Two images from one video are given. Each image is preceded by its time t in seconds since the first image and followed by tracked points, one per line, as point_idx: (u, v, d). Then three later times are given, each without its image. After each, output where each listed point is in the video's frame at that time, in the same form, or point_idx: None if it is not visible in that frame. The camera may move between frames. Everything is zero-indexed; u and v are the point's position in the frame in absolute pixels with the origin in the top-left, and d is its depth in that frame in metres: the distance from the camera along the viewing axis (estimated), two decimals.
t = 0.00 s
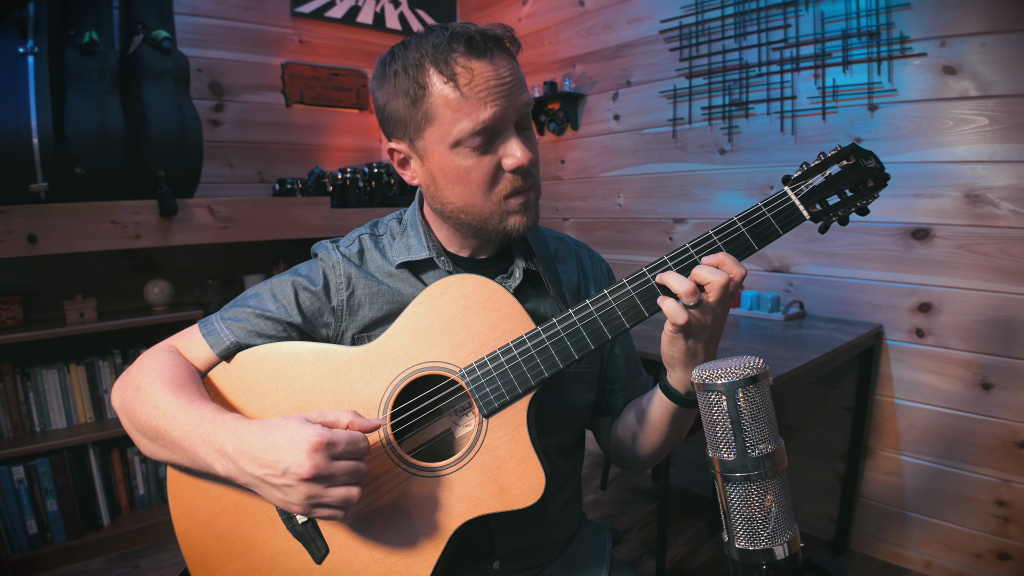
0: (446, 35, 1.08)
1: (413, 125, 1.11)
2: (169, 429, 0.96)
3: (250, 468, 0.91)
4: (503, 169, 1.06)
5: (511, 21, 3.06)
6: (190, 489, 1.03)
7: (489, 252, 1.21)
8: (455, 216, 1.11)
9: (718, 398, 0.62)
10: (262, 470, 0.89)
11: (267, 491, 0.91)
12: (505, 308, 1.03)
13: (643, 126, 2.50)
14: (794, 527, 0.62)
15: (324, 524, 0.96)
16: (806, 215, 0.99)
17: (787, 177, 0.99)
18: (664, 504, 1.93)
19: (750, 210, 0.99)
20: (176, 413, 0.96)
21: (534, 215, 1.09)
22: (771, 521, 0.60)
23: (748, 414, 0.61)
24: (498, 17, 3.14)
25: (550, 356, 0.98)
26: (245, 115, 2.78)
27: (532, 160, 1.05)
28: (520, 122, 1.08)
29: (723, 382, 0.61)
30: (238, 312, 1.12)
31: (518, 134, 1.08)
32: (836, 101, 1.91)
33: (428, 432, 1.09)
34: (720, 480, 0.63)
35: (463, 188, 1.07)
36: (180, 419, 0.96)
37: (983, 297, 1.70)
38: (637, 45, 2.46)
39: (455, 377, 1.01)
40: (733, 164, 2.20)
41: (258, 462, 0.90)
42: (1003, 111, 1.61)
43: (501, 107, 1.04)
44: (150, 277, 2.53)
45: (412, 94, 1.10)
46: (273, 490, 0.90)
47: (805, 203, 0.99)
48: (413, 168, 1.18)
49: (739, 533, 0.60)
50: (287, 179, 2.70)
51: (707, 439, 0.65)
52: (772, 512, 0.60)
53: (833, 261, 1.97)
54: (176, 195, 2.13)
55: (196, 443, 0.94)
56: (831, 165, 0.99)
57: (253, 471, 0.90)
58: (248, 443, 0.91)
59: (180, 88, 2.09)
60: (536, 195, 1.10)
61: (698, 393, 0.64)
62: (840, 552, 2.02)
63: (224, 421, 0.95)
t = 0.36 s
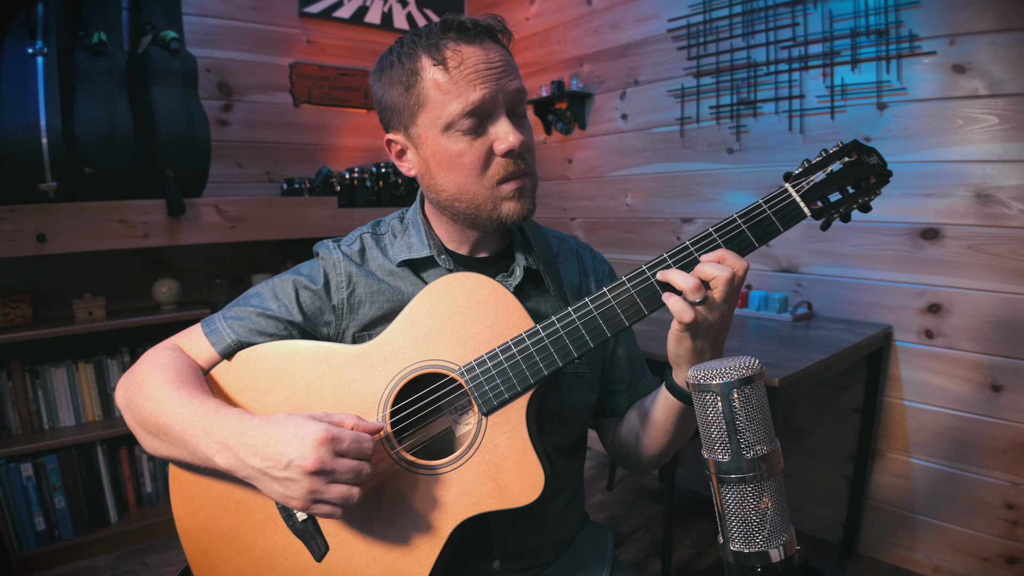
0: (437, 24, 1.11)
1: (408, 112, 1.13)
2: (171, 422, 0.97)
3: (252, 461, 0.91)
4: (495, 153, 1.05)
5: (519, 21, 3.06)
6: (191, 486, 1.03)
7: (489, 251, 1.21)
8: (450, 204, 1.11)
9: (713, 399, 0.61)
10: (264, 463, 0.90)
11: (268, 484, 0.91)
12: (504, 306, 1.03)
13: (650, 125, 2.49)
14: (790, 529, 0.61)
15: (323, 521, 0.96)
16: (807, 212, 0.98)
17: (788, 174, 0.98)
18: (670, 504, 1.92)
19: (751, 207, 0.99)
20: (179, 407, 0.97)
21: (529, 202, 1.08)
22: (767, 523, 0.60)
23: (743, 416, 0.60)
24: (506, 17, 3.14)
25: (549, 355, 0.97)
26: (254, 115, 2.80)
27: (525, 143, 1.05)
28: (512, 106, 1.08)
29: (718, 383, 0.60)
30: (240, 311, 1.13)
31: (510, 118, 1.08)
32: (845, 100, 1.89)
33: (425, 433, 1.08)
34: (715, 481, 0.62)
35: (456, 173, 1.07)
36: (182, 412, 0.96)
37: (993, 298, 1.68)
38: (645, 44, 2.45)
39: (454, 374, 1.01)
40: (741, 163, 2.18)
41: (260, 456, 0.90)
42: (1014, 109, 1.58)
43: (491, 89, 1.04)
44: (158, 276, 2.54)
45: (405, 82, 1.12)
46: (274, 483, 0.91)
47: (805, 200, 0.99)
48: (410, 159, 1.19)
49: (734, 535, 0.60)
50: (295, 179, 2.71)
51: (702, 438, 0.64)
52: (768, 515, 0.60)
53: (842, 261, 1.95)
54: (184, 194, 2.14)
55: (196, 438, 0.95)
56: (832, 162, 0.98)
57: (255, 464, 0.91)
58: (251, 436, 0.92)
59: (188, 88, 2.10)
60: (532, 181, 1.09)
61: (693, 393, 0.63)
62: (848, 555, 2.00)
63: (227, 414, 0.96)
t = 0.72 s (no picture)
0: (447, 33, 1.09)
1: (413, 120, 1.13)
2: (175, 420, 0.98)
3: (255, 460, 0.92)
4: (499, 168, 1.06)
5: (526, 21, 3.06)
6: (195, 483, 1.04)
7: (492, 252, 1.21)
8: (452, 212, 1.12)
9: (708, 399, 0.61)
10: (267, 463, 0.91)
11: (270, 483, 0.92)
12: (506, 307, 1.03)
13: (658, 125, 2.48)
14: (785, 532, 0.61)
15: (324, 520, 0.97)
16: (811, 214, 0.97)
17: (793, 175, 0.98)
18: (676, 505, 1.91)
19: (754, 208, 0.98)
20: (182, 405, 0.98)
21: (530, 215, 1.09)
22: (762, 525, 0.59)
23: (737, 417, 0.60)
24: (514, 17, 3.14)
25: (550, 356, 0.97)
26: (262, 115, 2.81)
27: (529, 160, 1.05)
28: (518, 120, 1.08)
29: (712, 383, 0.60)
30: (243, 309, 1.14)
31: (516, 134, 1.08)
32: (853, 99, 1.88)
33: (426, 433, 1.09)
34: (710, 482, 0.62)
35: (459, 185, 1.08)
36: (186, 411, 0.97)
37: (1002, 299, 1.66)
38: (652, 43, 2.44)
39: (454, 375, 1.01)
40: (749, 163, 2.17)
41: (264, 455, 0.91)
42: None
43: (499, 106, 1.04)
44: (167, 275, 2.56)
45: (412, 90, 1.11)
46: (277, 482, 0.91)
47: (810, 203, 0.98)
48: (413, 163, 1.19)
49: (728, 536, 0.60)
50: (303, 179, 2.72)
51: (697, 439, 0.64)
52: (763, 518, 0.59)
53: (850, 261, 1.94)
54: (193, 194, 2.15)
55: (199, 436, 0.96)
56: (839, 163, 0.98)
57: (258, 463, 0.92)
58: (255, 435, 0.93)
59: (197, 89, 2.12)
60: (533, 194, 1.10)
61: (688, 393, 0.64)
62: (855, 557, 1.99)
63: (230, 413, 0.97)
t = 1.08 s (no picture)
0: (462, 22, 1.10)
1: (421, 106, 1.13)
2: (171, 423, 0.98)
3: (243, 466, 0.92)
4: (504, 157, 1.06)
5: (533, 20, 3.06)
6: (196, 481, 1.05)
7: (492, 251, 1.21)
8: (453, 201, 1.11)
9: (701, 399, 0.61)
10: (254, 469, 0.91)
11: (257, 490, 0.92)
12: (504, 306, 1.03)
13: (665, 124, 2.47)
14: (779, 533, 0.60)
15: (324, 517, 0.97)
16: (813, 213, 0.97)
17: (795, 173, 0.98)
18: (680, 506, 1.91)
19: (756, 207, 0.98)
20: (178, 408, 0.98)
21: (532, 207, 1.09)
22: (755, 527, 0.59)
23: (729, 417, 0.60)
24: (521, 17, 3.14)
25: (549, 355, 0.97)
26: (270, 115, 2.83)
27: (534, 152, 1.06)
28: (526, 115, 1.08)
29: (706, 383, 0.60)
30: (245, 308, 1.16)
31: (523, 126, 1.08)
32: (860, 98, 1.86)
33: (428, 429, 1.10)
34: (704, 483, 0.62)
35: (463, 172, 1.08)
36: (182, 413, 0.98)
37: (1011, 300, 1.64)
38: (659, 42, 2.44)
39: (453, 373, 1.01)
40: (755, 162, 2.16)
41: (251, 462, 0.91)
42: None
43: (508, 97, 1.05)
44: (176, 275, 2.58)
45: (422, 76, 1.12)
46: (264, 489, 0.91)
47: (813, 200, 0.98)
48: (418, 151, 1.20)
49: (722, 536, 0.59)
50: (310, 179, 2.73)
51: (691, 440, 0.64)
52: (757, 519, 0.59)
53: (857, 261, 1.93)
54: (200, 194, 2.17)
55: (192, 439, 0.96)
56: (842, 161, 0.98)
57: (246, 469, 0.92)
58: (245, 441, 0.93)
59: (204, 89, 2.13)
60: (536, 188, 1.10)
61: (682, 394, 0.63)
62: (861, 559, 1.97)
63: (223, 418, 0.97)
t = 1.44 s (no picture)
0: (472, 19, 1.11)
1: (429, 100, 1.13)
2: (181, 413, 0.99)
3: (258, 447, 0.93)
4: (510, 153, 1.07)
5: (540, 20, 3.06)
6: (198, 477, 1.06)
7: (494, 249, 1.21)
8: (457, 195, 1.12)
9: (694, 399, 0.61)
10: (271, 450, 0.92)
11: (273, 471, 0.93)
12: (504, 304, 1.03)
13: (672, 123, 2.46)
14: (774, 535, 0.60)
15: (324, 515, 0.98)
16: (815, 212, 0.97)
17: (797, 171, 0.97)
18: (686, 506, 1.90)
19: (758, 206, 0.97)
20: (188, 398, 1.00)
21: (535, 205, 1.09)
22: (749, 528, 0.59)
23: (723, 417, 0.60)
24: (528, 17, 3.14)
25: (548, 353, 0.97)
26: (278, 115, 2.84)
27: (539, 148, 1.06)
28: (532, 113, 1.09)
29: (699, 383, 0.60)
30: (248, 305, 1.17)
31: (530, 124, 1.09)
32: (868, 97, 1.85)
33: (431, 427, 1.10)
34: (698, 484, 0.62)
35: (469, 165, 1.08)
36: (194, 400, 0.99)
37: (1020, 301, 1.63)
38: (666, 42, 2.43)
39: (453, 372, 1.01)
40: (763, 161, 2.15)
41: (268, 442, 0.93)
42: None
43: (517, 94, 1.06)
44: (184, 274, 2.60)
45: (431, 71, 1.12)
46: (278, 471, 0.93)
47: (815, 199, 0.97)
48: (423, 146, 1.19)
49: (716, 538, 0.60)
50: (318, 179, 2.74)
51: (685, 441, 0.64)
52: (751, 520, 0.59)
53: (866, 261, 1.91)
54: (208, 194, 2.18)
55: (205, 423, 0.97)
56: (846, 159, 0.98)
57: (262, 450, 0.93)
58: (260, 422, 0.95)
59: (212, 90, 2.14)
60: (539, 185, 1.11)
61: (676, 393, 0.63)
62: (868, 561, 1.96)
63: (236, 402, 0.99)
